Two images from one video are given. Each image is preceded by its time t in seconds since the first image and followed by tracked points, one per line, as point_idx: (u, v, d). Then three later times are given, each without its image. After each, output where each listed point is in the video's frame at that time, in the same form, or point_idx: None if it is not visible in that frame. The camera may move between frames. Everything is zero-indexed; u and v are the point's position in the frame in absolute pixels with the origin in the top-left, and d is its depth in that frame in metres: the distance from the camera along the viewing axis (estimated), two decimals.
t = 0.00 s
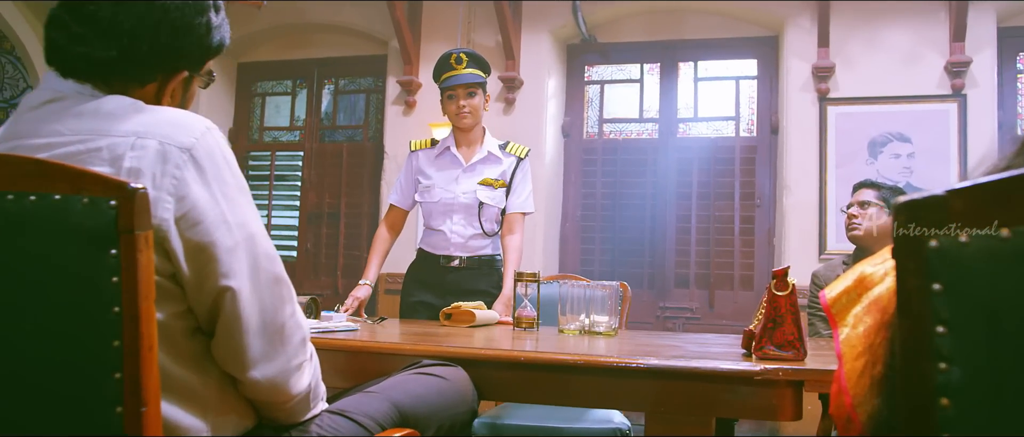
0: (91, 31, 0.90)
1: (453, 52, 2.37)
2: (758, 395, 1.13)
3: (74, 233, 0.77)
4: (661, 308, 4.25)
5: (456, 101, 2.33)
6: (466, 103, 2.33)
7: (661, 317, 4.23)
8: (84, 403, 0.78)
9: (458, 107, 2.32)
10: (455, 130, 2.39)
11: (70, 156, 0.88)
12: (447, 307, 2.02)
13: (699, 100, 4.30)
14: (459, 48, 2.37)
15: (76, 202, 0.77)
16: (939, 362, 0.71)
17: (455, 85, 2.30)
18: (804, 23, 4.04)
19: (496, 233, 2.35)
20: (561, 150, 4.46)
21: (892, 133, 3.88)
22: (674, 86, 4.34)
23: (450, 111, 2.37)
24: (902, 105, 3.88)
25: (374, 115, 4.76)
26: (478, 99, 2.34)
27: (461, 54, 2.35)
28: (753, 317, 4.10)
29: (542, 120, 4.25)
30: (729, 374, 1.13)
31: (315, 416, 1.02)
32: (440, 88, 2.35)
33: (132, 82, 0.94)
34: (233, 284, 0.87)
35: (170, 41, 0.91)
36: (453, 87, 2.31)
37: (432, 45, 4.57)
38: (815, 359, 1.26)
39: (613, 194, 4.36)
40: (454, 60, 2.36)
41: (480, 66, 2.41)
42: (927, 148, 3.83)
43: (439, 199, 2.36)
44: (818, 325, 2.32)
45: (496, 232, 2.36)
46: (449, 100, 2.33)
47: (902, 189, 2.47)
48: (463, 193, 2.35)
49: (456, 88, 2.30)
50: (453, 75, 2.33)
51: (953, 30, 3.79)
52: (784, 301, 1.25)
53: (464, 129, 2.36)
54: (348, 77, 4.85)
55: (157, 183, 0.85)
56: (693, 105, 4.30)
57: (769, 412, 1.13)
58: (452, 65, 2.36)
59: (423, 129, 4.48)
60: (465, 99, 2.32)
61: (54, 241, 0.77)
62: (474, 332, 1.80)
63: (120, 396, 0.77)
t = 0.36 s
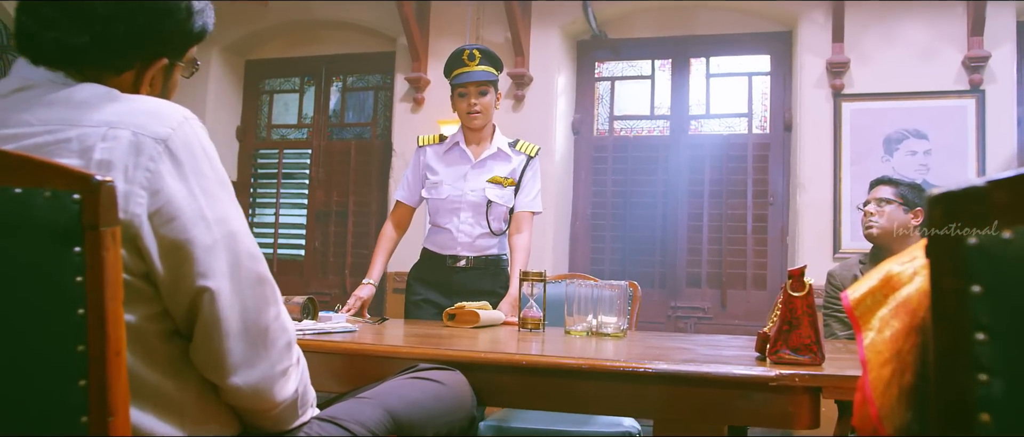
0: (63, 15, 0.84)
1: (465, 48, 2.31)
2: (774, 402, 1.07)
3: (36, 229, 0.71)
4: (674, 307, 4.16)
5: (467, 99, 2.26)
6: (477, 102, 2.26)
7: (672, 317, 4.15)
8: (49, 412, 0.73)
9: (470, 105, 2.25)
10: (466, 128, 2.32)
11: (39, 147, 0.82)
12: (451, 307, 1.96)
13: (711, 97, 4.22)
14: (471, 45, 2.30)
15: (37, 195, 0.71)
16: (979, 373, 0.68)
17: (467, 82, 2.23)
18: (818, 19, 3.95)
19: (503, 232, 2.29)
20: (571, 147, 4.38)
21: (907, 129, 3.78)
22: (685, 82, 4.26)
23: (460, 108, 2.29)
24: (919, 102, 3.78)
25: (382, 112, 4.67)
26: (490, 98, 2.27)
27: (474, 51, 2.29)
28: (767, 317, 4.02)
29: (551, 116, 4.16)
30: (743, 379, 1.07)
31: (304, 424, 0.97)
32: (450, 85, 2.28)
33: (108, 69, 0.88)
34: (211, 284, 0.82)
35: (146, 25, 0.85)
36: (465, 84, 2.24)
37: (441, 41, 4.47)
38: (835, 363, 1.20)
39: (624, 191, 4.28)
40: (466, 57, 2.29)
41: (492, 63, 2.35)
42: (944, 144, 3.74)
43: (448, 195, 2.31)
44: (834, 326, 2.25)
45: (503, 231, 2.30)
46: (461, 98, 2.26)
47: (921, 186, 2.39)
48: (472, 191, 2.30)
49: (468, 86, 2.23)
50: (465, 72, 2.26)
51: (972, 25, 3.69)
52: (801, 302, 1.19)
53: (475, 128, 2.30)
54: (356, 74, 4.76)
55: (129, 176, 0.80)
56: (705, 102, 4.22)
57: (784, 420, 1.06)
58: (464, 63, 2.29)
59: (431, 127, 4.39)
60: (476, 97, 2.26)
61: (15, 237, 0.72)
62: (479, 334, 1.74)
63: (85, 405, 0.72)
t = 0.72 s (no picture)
0: None
1: (479, 38, 2.24)
2: (796, 411, 0.99)
3: None
4: (693, 305, 4.07)
5: (479, 91, 2.18)
6: (490, 95, 2.17)
7: (691, 315, 4.06)
8: None
9: (482, 98, 2.17)
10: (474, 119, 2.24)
11: None
12: (459, 307, 1.89)
13: (731, 91, 4.11)
14: (485, 36, 2.22)
15: None
16: None
17: (479, 74, 2.15)
18: (842, 9, 3.78)
19: (509, 228, 2.23)
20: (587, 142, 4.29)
21: (933, 122, 3.63)
22: (704, 76, 4.16)
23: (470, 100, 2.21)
24: (945, 93, 3.62)
25: (397, 108, 4.58)
26: (501, 91, 2.19)
27: (489, 42, 2.22)
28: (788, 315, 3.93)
29: (568, 110, 4.05)
30: (762, 387, 0.99)
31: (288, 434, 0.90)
32: (461, 75, 2.19)
33: (72, 53, 0.82)
34: (181, 284, 0.75)
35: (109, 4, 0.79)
36: (478, 75, 2.16)
37: (457, 35, 4.35)
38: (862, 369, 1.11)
39: (642, 187, 4.19)
40: (481, 48, 2.21)
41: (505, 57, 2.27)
42: (971, 137, 3.58)
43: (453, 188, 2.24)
44: (858, 327, 2.16)
45: (509, 226, 2.24)
46: (473, 89, 2.18)
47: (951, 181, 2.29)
48: (477, 185, 2.23)
49: (481, 77, 2.15)
50: (478, 63, 2.18)
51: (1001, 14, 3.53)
52: (826, 303, 1.11)
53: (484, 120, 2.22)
54: (371, 69, 4.67)
55: (90, 167, 0.74)
56: (725, 95, 4.11)
57: (807, 431, 0.98)
58: (477, 53, 2.21)
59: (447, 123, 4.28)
60: (489, 89, 2.17)
61: None
62: (487, 334, 1.67)
63: (33, 418, 0.69)
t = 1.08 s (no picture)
0: None
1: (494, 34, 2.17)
2: (826, 426, 0.93)
3: None
4: (713, 308, 3.98)
5: (495, 87, 2.12)
6: (507, 92, 2.12)
7: (712, 318, 3.98)
8: None
9: (498, 94, 2.11)
10: (485, 117, 2.17)
11: None
12: (472, 312, 1.83)
13: (752, 91, 4.03)
14: (500, 32, 2.17)
15: None
16: None
17: (497, 70, 2.09)
18: (866, 6, 3.68)
19: (516, 230, 2.18)
20: (606, 143, 4.22)
21: (961, 121, 3.47)
22: (724, 75, 4.08)
23: (483, 97, 2.14)
24: (975, 92, 3.47)
25: (414, 110, 4.52)
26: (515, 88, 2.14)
27: (504, 39, 2.17)
28: (810, 318, 3.84)
29: (586, 110, 3.97)
30: (790, 401, 0.93)
31: None
32: (475, 71, 2.12)
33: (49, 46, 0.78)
34: (162, 293, 0.70)
35: None
36: (495, 71, 2.10)
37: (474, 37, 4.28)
38: (896, 381, 1.05)
39: (661, 188, 4.12)
40: (496, 45, 2.16)
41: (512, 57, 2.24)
42: (1001, 136, 3.40)
43: (461, 190, 2.15)
44: (886, 333, 2.07)
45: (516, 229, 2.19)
46: (488, 85, 2.11)
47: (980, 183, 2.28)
48: (487, 187, 2.16)
49: (499, 73, 2.09)
50: (495, 59, 2.12)
51: None
52: (857, 311, 1.04)
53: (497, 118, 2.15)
54: (387, 70, 4.62)
55: (64, 168, 0.70)
56: (746, 95, 4.03)
57: None
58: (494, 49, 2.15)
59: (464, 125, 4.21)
60: (506, 86, 2.12)
61: None
62: (501, 341, 1.61)
63: None
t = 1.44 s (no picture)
0: None
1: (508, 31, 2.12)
2: None
3: None
4: (741, 314, 3.88)
5: (508, 85, 2.05)
6: (520, 90, 2.05)
7: (739, 324, 3.88)
8: None
9: (511, 93, 2.04)
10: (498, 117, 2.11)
11: None
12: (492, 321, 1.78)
13: (778, 92, 3.94)
14: (514, 30, 2.12)
15: None
16: None
17: (509, 67, 2.02)
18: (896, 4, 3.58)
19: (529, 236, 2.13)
20: (630, 147, 4.14)
21: (995, 120, 3.33)
22: (750, 76, 4.00)
23: (495, 95, 2.07)
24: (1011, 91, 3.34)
25: (435, 116, 4.46)
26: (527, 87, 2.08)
27: (518, 37, 2.12)
28: (842, 324, 3.74)
29: (609, 114, 3.90)
30: (832, 419, 0.86)
31: None
32: (486, 69, 2.06)
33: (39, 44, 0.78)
34: (148, 307, 0.67)
35: None
36: (507, 68, 2.03)
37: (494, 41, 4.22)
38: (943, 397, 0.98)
39: (687, 192, 4.04)
40: (510, 43, 2.11)
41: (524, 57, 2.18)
42: None
43: (473, 194, 2.09)
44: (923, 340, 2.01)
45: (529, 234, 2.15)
46: (501, 82, 2.04)
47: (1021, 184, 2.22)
48: (500, 191, 2.10)
49: (512, 70, 2.03)
50: (507, 56, 2.07)
51: None
52: (902, 321, 0.97)
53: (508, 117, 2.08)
54: (408, 75, 4.58)
55: (42, 171, 0.68)
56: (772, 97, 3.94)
57: None
58: (507, 47, 2.10)
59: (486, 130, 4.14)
60: (519, 83, 2.05)
61: None
62: (520, 351, 1.55)
63: None
